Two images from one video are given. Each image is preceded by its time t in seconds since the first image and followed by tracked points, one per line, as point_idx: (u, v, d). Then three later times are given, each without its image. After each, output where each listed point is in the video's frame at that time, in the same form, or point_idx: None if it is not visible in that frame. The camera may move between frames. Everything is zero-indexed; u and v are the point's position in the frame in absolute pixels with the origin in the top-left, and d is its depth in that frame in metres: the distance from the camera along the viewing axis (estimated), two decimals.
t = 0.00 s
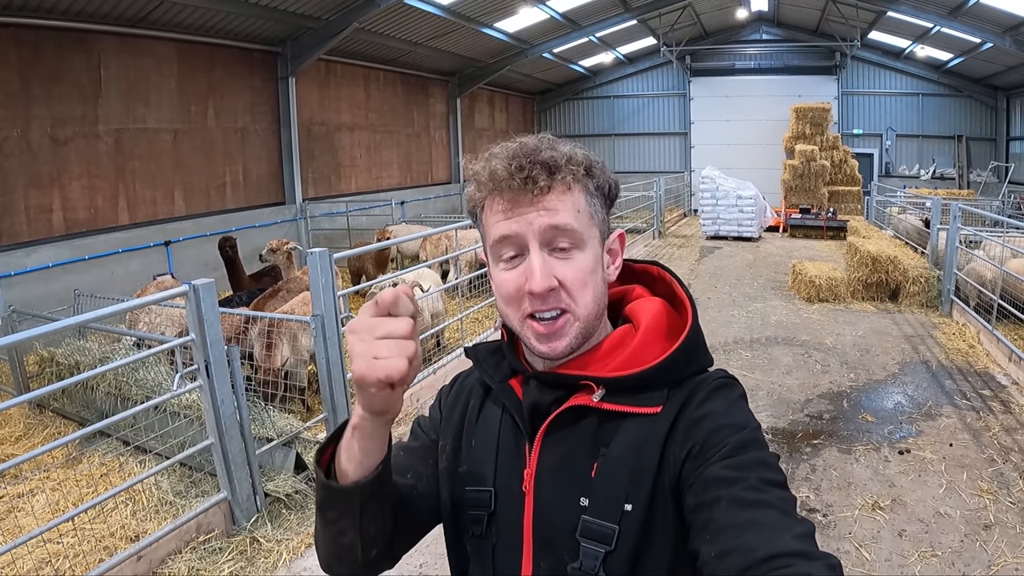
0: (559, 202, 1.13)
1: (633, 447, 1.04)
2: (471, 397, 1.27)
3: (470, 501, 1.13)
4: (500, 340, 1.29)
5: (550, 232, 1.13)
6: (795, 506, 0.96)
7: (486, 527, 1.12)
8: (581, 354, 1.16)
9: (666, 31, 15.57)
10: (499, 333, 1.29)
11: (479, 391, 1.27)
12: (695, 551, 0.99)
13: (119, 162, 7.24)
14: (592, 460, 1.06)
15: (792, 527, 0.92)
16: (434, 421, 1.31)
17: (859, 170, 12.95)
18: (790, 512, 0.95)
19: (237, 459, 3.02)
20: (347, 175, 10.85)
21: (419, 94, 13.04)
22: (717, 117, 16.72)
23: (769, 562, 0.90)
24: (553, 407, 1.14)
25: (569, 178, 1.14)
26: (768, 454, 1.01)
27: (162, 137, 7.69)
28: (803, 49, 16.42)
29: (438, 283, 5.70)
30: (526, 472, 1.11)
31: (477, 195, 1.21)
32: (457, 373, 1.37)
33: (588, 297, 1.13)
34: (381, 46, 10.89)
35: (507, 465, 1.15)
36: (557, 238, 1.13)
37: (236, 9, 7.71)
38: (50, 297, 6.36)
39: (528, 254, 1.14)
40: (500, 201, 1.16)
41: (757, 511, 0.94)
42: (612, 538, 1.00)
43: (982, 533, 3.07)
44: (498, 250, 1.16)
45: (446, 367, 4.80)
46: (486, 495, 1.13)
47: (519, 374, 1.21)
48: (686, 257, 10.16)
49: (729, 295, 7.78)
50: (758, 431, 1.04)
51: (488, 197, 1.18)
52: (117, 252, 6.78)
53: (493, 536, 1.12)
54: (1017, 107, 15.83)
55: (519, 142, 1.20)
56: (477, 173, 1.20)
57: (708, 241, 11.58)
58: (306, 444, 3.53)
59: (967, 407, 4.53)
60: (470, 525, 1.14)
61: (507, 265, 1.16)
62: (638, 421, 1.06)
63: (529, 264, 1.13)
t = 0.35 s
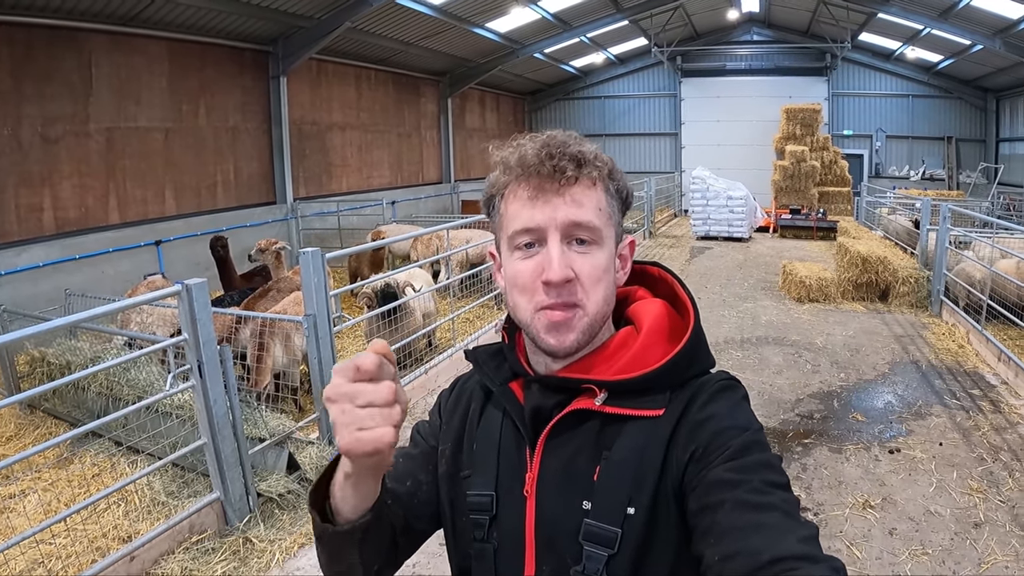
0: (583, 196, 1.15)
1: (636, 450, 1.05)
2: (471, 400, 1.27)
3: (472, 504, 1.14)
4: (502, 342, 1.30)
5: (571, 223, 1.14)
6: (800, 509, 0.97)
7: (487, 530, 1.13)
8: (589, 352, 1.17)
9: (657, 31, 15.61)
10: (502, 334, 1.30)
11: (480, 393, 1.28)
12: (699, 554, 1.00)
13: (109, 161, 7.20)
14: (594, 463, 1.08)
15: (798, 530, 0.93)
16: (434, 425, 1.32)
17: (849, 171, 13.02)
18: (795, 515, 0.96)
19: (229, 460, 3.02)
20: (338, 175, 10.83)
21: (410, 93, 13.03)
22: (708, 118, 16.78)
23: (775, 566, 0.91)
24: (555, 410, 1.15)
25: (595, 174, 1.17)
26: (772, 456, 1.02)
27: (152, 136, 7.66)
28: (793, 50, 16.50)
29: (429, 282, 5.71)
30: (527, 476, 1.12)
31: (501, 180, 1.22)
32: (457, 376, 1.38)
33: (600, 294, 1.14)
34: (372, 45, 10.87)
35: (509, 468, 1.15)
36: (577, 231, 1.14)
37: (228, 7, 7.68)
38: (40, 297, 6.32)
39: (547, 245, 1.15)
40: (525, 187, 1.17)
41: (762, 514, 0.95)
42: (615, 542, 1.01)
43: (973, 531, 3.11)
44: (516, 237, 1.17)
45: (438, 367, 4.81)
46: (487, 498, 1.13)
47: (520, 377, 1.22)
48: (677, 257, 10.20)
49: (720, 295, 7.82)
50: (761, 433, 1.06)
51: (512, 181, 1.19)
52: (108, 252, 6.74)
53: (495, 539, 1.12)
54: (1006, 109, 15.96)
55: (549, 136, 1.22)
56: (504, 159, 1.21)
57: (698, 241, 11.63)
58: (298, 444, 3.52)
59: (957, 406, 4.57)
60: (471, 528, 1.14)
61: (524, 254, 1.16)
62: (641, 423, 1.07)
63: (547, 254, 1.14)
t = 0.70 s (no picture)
0: (581, 197, 1.16)
1: (633, 451, 1.06)
2: (469, 398, 1.29)
3: (467, 502, 1.15)
4: (500, 341, 1.32)
5: (569, 226, 1.16)
6: (797, 510, 0.98)
7: (483, 528, 1.15)
8: (587, 352, 1.18)
9: (647, 34, 15.68)
10: (501, 332, 1.31)
11: (479, 392, 1.30)
12: (696, 555, 1.02)
13: (99, 165, 7.18)
14: (591, 462, 1.09)
15: (796, 532, 0.95)
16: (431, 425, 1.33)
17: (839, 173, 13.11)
18: (793, 517, 0.98)
19: (222, 463, 3.02)
20: (329, 178, 10.83)
21: (401, 96, 13.03)
22: (699, 120, 16.86)
23: (773, 568, 0.92)
24: (553, 408, 1.16)
25: (592, 174, 1.18)
26: (771, 458, 1.04)
27: (143, 139, 7.64)
28: (782, 53, 16.61)
29: (422, 285, 5.72)
30: (524, 475, 1.13)
31: (498, 182, 1.23)
32: (455, 375, 1.39)
33: (599, 295, 1.16)
34: (362, 49, 10.90)
35: (505, 466, 1.17)
36: (575, 233, 1.16)
37: (220, 10, 7.68)
38: (31, 301, 6.29)
39: (546, 246, 1.16)
40: (523, 189, 1.18)
41: (760, 515, 0.96)
42: (611, 542, 1.02)
43: (965, 529, 3.14)
44: (515, 239, 1.19)
45: (430, 369, 4.82)
46: (483, 496, 1.15)
47: (519, 375, 1.23)
48: (668, 259, 10.24)
49: (711, 297, 7.85)
50: (760, 434, 1.07)
51: (509, 183, 1.20)
52: (98, 256, 6.72)
53: (491, 537, 1.14)
54: (993, 110, 16.09)
55: (546, 134, 1.22)
56: (501, 159, 1.22)
57: (689, 243, 11.68)
58: (291, 447, 3.52)
59: (947, 405, 4.61)
60: (466, 528, 1.16)
61: (524, 256, 1.18)
62: (639, 422, 1.09)
63: (545, 257, 1.15)
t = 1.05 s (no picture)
0: (576, 198, 1.15)
1: (628, 445, 1.06)
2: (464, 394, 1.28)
3: (461, 497, 1.15)
4: (495, 336, 1.31)
5: (564, 228, 1.15)
6: (795, 505, 0.98)
7: (477, 523, 1.14)
8: (583, 349, 1.18)
9: (649, 32, 15.65)
10: (495, 328, 1.31)
11: (473, 387, 1.29)
12: (692, 551, 1.01)
13: (100, 160, 7.17)
14: (587, 457, 1.09)
15: (794, 527, 0.94)
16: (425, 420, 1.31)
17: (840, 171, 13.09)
18: (790, 512, 0.97)
19: (220, 459, 3.01)
20: (329, 174, 10.82)
21: (402, 93, 13.03)
22: (700, 118, 16.83)
23: (771, 562, 0.91)
24: (548, 403, 1.15)
25: (587, 174, 1.17)
26: (767, 452, 1.03)
27: (143, 135, 7.62)
28: (784, 51, 16.58)
29: (421, 281, 5.72)
30: (519, 469, 1.13)
31: (490, 183, 1.21)
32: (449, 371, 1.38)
33: (596, 296, 1.16)
34: (363, 45, 10.88)
35: (500, 462, 1.16)
36: (571, 235, 1.15)
37: (220, 6, 7.66)
38: (30, 296, 6.28)
39: (541, 248, 1.16)
40: (516, 192, 1.17)
41: (757, 510, 0.95)
42: (607, 536, 1.02)
43: (964, 528, 3.13)
44: (509, 240, 1.18)
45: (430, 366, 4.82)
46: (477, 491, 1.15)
47: (513, 370, 1.23)
48: (668, 257, 10.24)
49: (712, 294, 7.85)
50: (756, 428, 1.06)
51: (502, 185, 1.19)
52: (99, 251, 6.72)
53: (486, 532, 1.14)
54: (995, 109, 16.05)
55: (540, 132, 1.21)
56: (494, 160, 1.21)
57: (690, 241, 11.68)
58: (290, 443, 3.52)
59: (947, 404, 4.61)
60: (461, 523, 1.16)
61: (518, 258, 1.17)
62: (635, 418, 1.08)
63: (541, 260, 1.15)
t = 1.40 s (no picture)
0: (572, 185, 1.15)
1: (627, 446, 1.06)
2: (466, 394, 1.28)
3: (463, 496, 1.15)
4: (497, 336, 1.31)
5: (561, 213, 1.14)
6: (792, 503, 0.96)
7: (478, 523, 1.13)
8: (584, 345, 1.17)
9: (648, 30, 15.65)
10: (497, 328, 1.31)
11: (475, 388, 1.29)
12: (689, 550, 1.00)
13: (98, 158, 7.15)
14: (586, 456, 1.09)
15: (790, 524, 0.93)
16: (426, 418, 1.32)
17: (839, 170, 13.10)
18: (787, 510, 0.95)
19: (218, 457, 3.01)
20: (328, 172, 10.81)
21: (401, 90, 13.01)
22: (699, 116, 16.83)
23: (766, 559, 0.90)
24: (548, 404, 1.15)
25: (584, 164, 1.17)
26: (765, 451, 1.02)
27: (141, 133, 7.61)
28: (783, 50, 16.58)
29: (420, 280, 5.71)
30: (519, 469, 1.13)
31: (490, 174, 1.22)
32: (451, 370, 1.38)
33: (594, 283, 1.14)
34: (363, 43, 10.87)
35: (500, 462, 1.16)
36: (567, 221, 1.14)
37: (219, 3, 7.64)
38: (28, 295, 6.27)
39: (538, 234, 1.15)
40: (515, 179, 1.17)
41: (755, 508, 0.94)
42: (605, 536, 1.02)
43: (963, 528, 3.14)
44: (508, 228, 1.18)
45: (428, 364, 4.82)
46: (479, 490, 1.14)
47: (514, 371, 1.23)
48: (667, 255, 10.23)
49: (710, 293, 7.85)
50: (755, 428, 1.05)
51: (502, 174, 1.20)
52: (97, 249, 6.70)
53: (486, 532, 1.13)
54: (995, 108, 16.06)
55: (539, 127, 1.22)
56: (495, 151, 1.22)
57: (689, 240, 11.68)
58: (289, 441, 3.50)
59: (946, 404, 4.61)
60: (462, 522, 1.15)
61: (516, 244, 1.17)
62: (634, 418, 1.08)
63: (537, 245, 1.14)
